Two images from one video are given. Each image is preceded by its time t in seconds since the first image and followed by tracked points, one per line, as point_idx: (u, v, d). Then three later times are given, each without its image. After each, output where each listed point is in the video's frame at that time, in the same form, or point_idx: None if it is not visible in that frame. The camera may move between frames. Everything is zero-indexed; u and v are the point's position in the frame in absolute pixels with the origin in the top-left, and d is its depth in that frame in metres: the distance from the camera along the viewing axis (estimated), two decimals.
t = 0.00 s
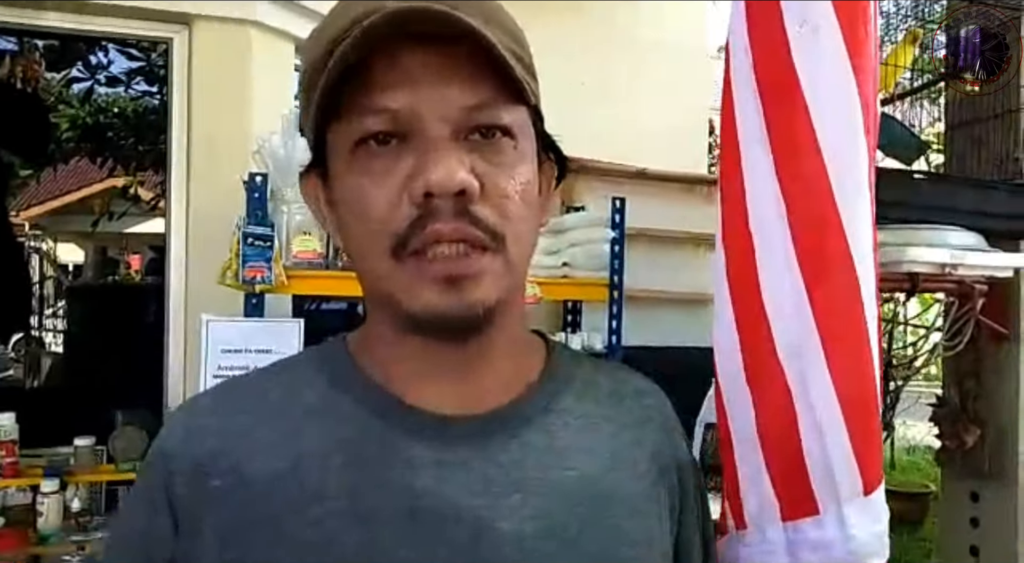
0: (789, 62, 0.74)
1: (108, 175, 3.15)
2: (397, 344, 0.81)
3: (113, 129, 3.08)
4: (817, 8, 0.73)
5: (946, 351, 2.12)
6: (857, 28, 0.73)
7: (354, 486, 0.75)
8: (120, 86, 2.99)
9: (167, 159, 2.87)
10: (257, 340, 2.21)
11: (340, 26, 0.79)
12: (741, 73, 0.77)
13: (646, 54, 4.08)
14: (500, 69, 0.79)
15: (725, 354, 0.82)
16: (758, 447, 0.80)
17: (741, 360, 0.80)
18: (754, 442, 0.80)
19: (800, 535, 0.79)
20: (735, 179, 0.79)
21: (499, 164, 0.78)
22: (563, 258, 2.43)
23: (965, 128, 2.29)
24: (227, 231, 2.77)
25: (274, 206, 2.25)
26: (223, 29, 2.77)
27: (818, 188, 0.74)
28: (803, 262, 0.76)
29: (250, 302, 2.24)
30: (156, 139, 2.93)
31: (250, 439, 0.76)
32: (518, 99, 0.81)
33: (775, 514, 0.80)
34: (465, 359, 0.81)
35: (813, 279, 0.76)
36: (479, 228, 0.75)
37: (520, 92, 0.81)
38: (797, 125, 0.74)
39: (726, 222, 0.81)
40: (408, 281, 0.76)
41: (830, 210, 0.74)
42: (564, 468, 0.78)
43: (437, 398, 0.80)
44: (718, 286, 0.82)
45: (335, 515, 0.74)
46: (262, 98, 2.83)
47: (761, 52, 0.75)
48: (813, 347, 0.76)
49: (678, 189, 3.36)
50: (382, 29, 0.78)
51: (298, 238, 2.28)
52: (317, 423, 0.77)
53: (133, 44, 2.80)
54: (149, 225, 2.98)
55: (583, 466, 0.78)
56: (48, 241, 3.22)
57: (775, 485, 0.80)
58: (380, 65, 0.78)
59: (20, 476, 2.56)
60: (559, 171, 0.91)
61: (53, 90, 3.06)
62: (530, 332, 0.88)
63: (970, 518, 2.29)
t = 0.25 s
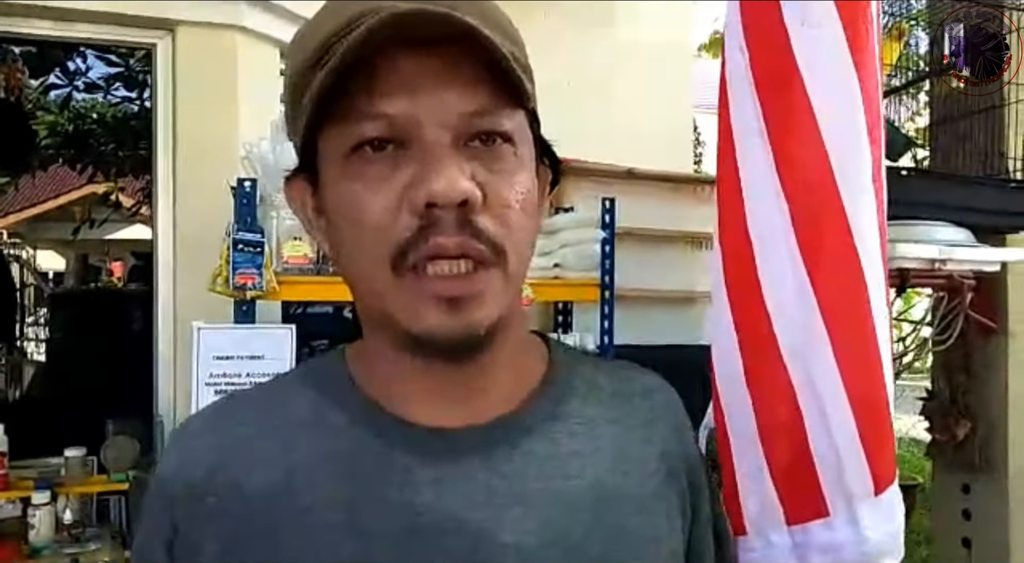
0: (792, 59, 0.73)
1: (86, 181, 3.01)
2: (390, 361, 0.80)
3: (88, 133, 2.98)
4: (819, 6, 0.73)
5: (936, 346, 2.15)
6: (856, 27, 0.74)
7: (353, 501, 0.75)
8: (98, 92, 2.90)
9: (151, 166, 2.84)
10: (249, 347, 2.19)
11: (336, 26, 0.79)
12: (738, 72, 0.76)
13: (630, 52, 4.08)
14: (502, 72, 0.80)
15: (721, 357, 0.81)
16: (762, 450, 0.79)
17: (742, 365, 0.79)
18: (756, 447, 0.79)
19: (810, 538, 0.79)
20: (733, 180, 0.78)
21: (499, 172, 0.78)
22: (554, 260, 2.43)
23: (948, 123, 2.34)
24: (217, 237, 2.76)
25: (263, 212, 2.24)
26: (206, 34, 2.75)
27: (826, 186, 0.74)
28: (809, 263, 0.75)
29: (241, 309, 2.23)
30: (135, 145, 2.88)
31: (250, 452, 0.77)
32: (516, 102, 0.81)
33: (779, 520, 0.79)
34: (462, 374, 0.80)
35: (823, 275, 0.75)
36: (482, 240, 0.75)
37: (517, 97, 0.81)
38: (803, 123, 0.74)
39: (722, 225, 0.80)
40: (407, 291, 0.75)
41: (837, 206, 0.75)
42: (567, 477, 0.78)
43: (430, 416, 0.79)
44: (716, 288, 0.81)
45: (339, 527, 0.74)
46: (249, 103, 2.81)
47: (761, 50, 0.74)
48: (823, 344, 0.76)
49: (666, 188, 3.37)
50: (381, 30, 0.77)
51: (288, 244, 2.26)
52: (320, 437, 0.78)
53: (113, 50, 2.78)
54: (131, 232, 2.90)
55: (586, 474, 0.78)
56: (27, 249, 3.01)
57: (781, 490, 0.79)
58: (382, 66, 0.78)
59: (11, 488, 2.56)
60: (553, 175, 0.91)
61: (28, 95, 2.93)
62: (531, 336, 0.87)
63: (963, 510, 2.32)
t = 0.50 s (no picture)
0: (811, 58, 0.75)
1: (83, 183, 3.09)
2: (417, 363, 0.83)
3: (85, 135, 3.01)
4: (834, 5, 0.75)
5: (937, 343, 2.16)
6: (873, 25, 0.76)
7: (374, 500, 0.77)
8: (93, 94, 2.90)
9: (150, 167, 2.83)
10: (253, 347, 2.19)
11: (357, 28, 0.80)
12: (753, 74, 0.78)
13: (627, 50, 4.08)
14: (523, 70, 0.81)
15: (741, 355, 0.83)
16: (787, 447, 0.81)
17: (763, 361, 0.81)
18: (781, 443, 0.81)
19: (838, 536, 0.81)
20: (751, 181, 0.80)
21: (520, 172, 0.79)
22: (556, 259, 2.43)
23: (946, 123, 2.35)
24: (218, 240, 2.76)
25: (265, 213, 2.24)
26: (205, 36, 2.75)
27: (846, 184, 0.76)
28: (832, 259, 0.77)
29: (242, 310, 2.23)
30: (131, 147, 2.90)
31: (271, 454, 0.79)
32: (537, 101, 0.82)
33: (809, 518, 0.81)
34: (484, 373, 0.83)
35: (845, 272, 0.77)
36: (505, 239, 0.77)
37: (539, 97, 0.82)
38: (822, 123, 0.76)
39: (741, 224, 0.81)
40: (432, 290, 0.77)
41: (858, 204, 0.76)
42: (586, 478, 0.79)
43: (455, 414, 0.82)
44: (735, 289, 0.82)
45: (367, 529, 0.77)
46: (250, 104, 2.82)
47: (777, 52, 0.76)
48: (847, 339, 0.78)
49: (664, 186, 3.38)
50: (403, 30, 0.79)
51: (290, 245, 2.26)
52: (349, 440, 0.80)
53: (108, 51, 2.75)
54: (127, 233, 2.91)
55: (604, 474, 0.79)
56: (22, 251, 3.04)
57: (807, 485, 0.81)
58: (405, 65, 0.79)
59: (12, 490, 2.56)
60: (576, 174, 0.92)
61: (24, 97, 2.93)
62: (555, 341, 0.89)
63: (963, 506, 2.32)
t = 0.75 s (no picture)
0: (829, 56, 0.73)
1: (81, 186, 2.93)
2: (434, 371, 0.85)
3: (81, 140, 2.90)
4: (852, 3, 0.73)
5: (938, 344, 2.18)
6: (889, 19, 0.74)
7: (391, 508, 0.79)
8: (90, 97, 2.82)
9: (150, 171, 2.82)
10: (255, 352, 2.19)
11: (350, 50, 0.83)
12: (768, 74, 0.76)
13: (625, 53, 4.12)
14: (518, 75, 0.83)
15: (756, 364, 0.81)
16: (807, 454, 0.79)
17: (780, 368, 0.79)
18: (801, 453, 0.79)
19: (860, 544, 0.79)
20: (768, 185, 0.78)
21: (524, 172, 0.82)
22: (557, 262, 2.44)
23: (945, 123, 2.34)
24: (220, 240, 2.78)
25: (266, 216, 2.25)
26: (205, 40, 2.77)
27: (867, 184, 0.75)
28: (852, 260, 0.76)
29: (244, 313, 2.22)
30: (128, 150, 2.84)
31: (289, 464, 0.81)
32: (536, 101, 0.84)
33: (828, 526, 0.80)
34: (501, 377, 0.85)
35: (865, 274, 0.76)
36: (513, 238, 0.79)
37: (538, 98, 0.84)
38: (840, 122, 0.74)
39: (756, 229, 0.79)
40: (445, 297, 0.79)
41: (878, 204, 0.75)
42: (594, 487, 0.82)
43: (474, 419, 0.84)
44: (750, 295, 0.80)
45: (385, 537, 0.78)
46: (250, 109, 2.84)
47: (794, 50, 0.74)
48: (868, 341, 0.76)
49: (664, 188, 3.41)
50: (394, 47, 0.81)
51: (291, 248, 2.26)
52: (366, 450, 0.81)
53: (107, 54, 2.76)
54: (125, 236, 2.87)
55: (612, 484, 0.82)
56: (21, 255, 2.87)
57: (828, 494, 0.79)
58: (400, 79, 0.82)
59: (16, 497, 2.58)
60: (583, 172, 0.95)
61: (20, 100, 2.81)
62: (567, 346, 0.92)
63: (965, 507, 2.31)
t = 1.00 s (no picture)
0: (834, 61, 0.74)
1: (82, 194, 2.93)
2: (434, 379, 0.85)
3: (82, 148, 2.92)
4: (858, 9, 0.73)
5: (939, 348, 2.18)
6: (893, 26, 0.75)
7: (390, 514, 0.79)
8: (91, 105, 2.85)
9: (151, 178, 2.84)
10: (256, 359, 2.19)
11: (360, 59, 0.85)
12: (771, 80, 0.76)
13: (623, 57, 4.12)
14: (525, 86, 0.84)
15: (760, 370, 0.81)
16: (810, 462, 0.79)
17: (784, 374, 0.80)
18: (803, 459, 0.80)
19: (864, 551, 0.80)
20: (772, 191, 0.78)
21: (527, 185, 0.82)
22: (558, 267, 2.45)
23: (945, 128, 2.32)
24: (221, 247, 2.79)
25: (267, 224, 2.26)
26: (206, 47, 2.78)
27: (872, 190, 0.75)
28: (856, 267, 0.76)
29: (244, 320, 2.22)
30: (130, 157, 2.86)
31: (288, 470, 0.81)
32: (542, 114, 0.85)
33: (831, 534, 0.80)
34: (500, 388, 0.85)
35: (870, 279, 0.76)
36: (513, 251, 0.79)
37: (544, 112, 0.85)
38: (844, 129, 0.74)
39: (759, 235, 0.80)
40: (446, 307, 0.79)
41: (882, 211, 0.76)
42: (595, 493, 0.82)
43: (472, 427, 0.85)
44: (754, 300, 0.81)
45: (386, 545, 0.78)
46: (250, 116, 2.85)
47: (798, 56, 0.74)
48: (874, 347, 0.77)
49: (664, 193, 3.43)
50: (407, 54, 0.82)
51: (292, 255, 2.26)
52: (365, 457, 0.81)
53: (108, 62, 2.77)
54: (126, 244, 2.87)
55: (612, 490, 0.82)
56: (22, 261, 2.87)
57: (831, 501, 0.79)
58: (409, 88, 0.83)
59: (17, 504, 2.58)
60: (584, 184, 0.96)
61: (21, 109, 2.85)
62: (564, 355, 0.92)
63: (967, 510, 2.30)
